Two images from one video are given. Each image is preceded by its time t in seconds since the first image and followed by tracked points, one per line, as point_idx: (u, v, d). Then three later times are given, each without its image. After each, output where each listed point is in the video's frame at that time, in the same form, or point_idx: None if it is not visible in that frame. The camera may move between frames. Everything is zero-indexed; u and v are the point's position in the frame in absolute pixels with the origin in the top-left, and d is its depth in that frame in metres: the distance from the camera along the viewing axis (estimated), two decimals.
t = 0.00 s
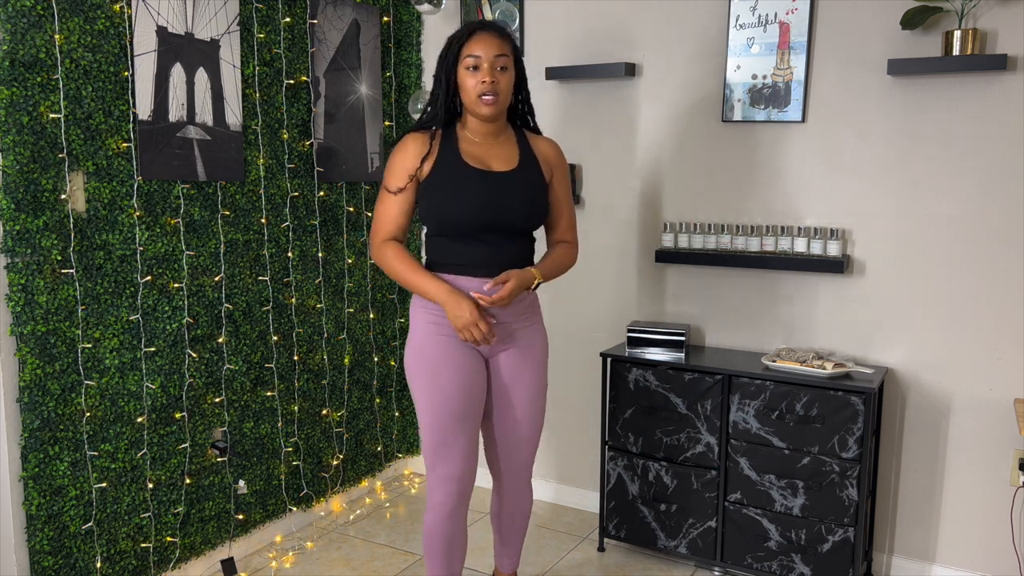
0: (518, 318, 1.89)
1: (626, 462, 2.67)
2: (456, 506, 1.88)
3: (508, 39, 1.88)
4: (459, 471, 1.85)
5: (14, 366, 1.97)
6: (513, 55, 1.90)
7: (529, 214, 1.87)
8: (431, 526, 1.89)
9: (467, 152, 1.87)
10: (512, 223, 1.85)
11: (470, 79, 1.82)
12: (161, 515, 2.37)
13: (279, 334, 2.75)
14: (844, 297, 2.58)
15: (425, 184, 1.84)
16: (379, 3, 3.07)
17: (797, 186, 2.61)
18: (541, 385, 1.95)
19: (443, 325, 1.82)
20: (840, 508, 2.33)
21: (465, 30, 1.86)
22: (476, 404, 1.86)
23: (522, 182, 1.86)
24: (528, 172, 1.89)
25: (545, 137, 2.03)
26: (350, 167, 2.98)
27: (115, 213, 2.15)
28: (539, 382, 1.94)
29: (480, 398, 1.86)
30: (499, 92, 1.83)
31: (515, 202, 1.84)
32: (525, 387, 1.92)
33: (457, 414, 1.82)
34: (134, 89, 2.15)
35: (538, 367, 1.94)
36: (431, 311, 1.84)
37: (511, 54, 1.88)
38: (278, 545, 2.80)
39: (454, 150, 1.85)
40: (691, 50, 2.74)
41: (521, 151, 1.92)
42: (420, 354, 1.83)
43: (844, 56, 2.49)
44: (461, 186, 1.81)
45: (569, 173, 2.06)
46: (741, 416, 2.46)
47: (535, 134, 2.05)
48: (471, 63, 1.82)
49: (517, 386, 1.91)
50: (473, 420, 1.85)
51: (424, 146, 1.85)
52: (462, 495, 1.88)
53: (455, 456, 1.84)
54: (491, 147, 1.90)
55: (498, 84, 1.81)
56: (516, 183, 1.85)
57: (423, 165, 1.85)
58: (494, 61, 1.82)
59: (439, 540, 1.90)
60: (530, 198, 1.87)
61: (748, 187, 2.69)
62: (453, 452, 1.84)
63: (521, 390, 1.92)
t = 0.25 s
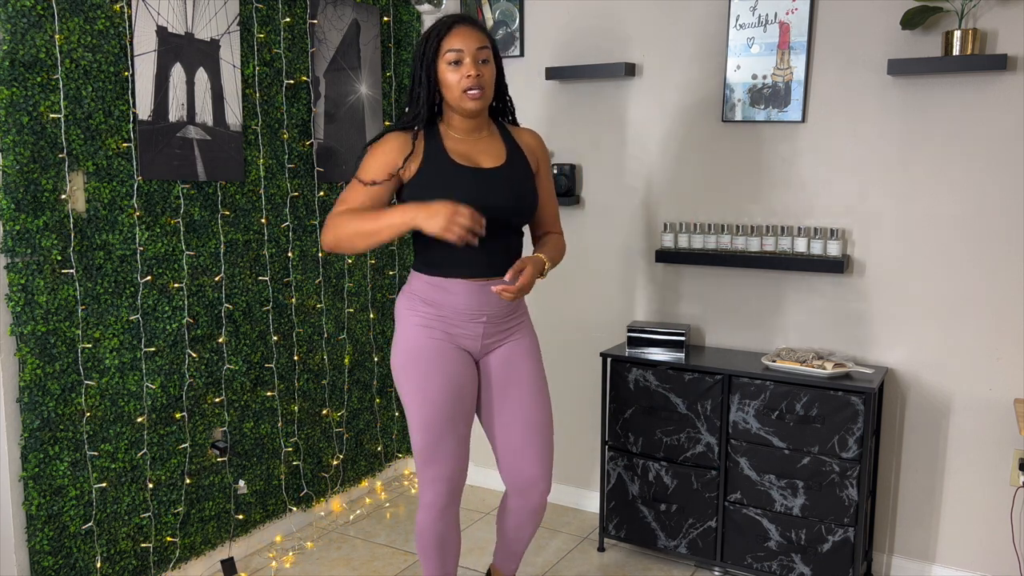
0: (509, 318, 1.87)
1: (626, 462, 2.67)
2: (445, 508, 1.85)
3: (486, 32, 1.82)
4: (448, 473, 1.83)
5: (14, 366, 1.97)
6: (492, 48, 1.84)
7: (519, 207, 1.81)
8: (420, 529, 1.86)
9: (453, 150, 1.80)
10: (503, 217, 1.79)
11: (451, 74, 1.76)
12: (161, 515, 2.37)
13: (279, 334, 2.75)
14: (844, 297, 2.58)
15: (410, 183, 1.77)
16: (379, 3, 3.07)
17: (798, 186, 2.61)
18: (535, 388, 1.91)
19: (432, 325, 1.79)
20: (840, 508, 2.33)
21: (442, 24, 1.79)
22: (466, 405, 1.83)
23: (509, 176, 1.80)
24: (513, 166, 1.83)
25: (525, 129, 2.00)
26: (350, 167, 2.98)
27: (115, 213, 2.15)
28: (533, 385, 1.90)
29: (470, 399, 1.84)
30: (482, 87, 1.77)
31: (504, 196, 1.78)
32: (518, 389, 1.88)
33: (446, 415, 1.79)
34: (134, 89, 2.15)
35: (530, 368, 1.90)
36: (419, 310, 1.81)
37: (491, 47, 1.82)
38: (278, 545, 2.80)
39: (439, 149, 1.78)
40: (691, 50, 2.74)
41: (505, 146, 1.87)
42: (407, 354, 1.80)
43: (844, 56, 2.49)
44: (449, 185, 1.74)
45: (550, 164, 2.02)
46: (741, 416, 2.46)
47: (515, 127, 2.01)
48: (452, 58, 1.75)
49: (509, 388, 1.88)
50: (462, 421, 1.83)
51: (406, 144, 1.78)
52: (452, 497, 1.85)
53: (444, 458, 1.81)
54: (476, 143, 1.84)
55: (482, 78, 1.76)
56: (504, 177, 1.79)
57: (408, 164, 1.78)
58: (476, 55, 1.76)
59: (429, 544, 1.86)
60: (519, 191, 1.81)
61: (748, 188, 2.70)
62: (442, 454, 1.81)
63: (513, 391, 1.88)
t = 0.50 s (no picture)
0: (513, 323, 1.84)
1: (626, 462, 2.67)
2: (447, 511, 1.86)
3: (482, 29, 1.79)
4: (450, 476, 1.83)
5: (13, 366, 1.97)
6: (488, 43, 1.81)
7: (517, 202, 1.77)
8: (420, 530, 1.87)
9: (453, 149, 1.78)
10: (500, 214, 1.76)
11: (448, 71, 1.73)
12: (161, 515, 2.37)
13: (279, 334, 2.75)
14: (844, 297, 2.58)
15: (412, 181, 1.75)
16: (379, 3, 3.07)
17: (798, 186, 2.61)
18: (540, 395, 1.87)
19: (434, 328, 1.78)
20: (840, 508, 2.33)
21: (437, 21, 1.77)
22: (467, 410, 1.82)
23: (506, 173, 1.76)
24: (511, 162, 1.79)
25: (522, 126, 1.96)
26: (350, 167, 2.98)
27: (115, 213, 2.15)
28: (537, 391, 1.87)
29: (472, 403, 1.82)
30: (479, 84, 1.75)
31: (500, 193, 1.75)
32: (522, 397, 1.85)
33: (447, 419, 1.79)
34: (134, 89, 2.15)
35: (535, 375, 1.87)
36: (423, 313, 1.80)
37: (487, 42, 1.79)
38: (278, 545, 2.80)
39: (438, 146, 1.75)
40: (691, 50, 2.74)
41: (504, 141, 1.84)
42: (410, 356, 1.80)
43: (844, 56, 2.49)
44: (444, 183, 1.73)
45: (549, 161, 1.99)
46: (741, 416, 2.46)
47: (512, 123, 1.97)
48: (448, 55, 1.72)
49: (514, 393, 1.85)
50: (464, 425, 1.82)
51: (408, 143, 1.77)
52: (453, 499, 1.86)
53: (444, 462, 1.82)
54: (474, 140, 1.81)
55: (478, 75, 1.73)
56: (500, 175, 1.76)
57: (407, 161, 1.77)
58: (473, 52, 1.73)
59: (430, 544, 1.88)
60: (517, 187, 1.77)
61: (749, 188, 2.69)
62: (442, 458, 1.81)
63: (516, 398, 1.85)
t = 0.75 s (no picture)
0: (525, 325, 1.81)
1: (626, 462, 2.67)
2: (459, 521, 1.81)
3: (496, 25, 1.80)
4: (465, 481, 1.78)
5: (14, 366, 1.97)
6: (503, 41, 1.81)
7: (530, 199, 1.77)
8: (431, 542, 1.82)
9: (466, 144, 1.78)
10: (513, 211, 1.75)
11: (455, 64, 1.74)
12: (161, 515, 2.37)
13: (279, 334, 2.75)
14: (844, 297, 2.58)
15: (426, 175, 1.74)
16: (379, 3, 3.07)
17: (798, 186, 2.61)
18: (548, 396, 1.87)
19: (446, 332, 1.74)
20: (840, 508, 2.33)
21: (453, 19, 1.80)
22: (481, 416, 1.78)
23: (520, 169, 1.76)
24: (525, 160, 1.79)
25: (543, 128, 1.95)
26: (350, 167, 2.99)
27: (115, 213, 2.15)
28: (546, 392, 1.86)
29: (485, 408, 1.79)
30: (484, 76, 1.74)
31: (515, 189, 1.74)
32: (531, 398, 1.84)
33: (461, 425, 1.75)
34: (134, 89, 2.15)
35: (545, 378, 1.86)
36: (436, 317, 1.76)
37: (500, 39, 1.79)
38: (278, 545, 2.80)
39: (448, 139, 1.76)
40: (691, 50, 2.74)
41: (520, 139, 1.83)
42: (422, 362, 1.76)
43: (844, 56, 2.49)
44: (457, 177, 1.72)
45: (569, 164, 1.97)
46: (741, 416, 2.46)
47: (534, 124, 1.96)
48: (455, 48, 1.74)
49: (524, 395, 1.84)
50: (477, 431, 1.78)
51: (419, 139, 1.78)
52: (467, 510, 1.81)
53: (457, 470, 1.77)
54: (488, 137, 1.81)
55: (482, 66, 1.72)
56: (515, 171, 1.75)
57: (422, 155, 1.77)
58: (479, 45, 1.73)
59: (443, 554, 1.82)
60: (531, 184, 1.77)
61: (749, 188, 2.69)
62: (456, 466, 1.76)
63: (527, 399, 1.84)
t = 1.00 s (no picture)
0: (538, 328, 1.80)
1: (626, 462, 2.67)
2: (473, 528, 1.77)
3: (502, 28, 1.80)
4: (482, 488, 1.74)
5: (14, 366, 1.96)
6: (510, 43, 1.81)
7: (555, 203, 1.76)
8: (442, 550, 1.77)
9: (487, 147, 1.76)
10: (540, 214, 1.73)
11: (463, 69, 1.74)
12: (161, 515, 2.37)
13: (279, 334, 2.75)
14: (844, 297, 2.58)
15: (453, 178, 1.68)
16: (379, 3, 3.07)
17: (798, 186, 2.61)
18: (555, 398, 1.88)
19: (464, 335, 1.71)
20: (840, 508, 2.33)
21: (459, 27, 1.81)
22: (496, 419, 1.76)
23: (545, 174, 1.76)
24: (547, 164, 1.79)
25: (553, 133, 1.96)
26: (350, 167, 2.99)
27: (115, 213, 2.15)
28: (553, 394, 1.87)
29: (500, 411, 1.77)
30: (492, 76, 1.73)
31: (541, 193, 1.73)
32: (540, 399, 1.84)
33: (479, 429, 1.72)
34: (134, 89, 2.15)
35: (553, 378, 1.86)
36: (454, 321, 1.72)
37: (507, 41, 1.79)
38: (278, 546, 2.80)
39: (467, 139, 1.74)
40: (691, 50, 2.74)
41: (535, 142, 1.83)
42: (439, 366, 1.72)
43: (845, 56, 2.49)
44: (488, 180, 1.68)
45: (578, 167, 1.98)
46: (741, 416, 2.46)
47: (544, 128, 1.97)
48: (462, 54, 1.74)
49: (534, 397, 1.83)
50: (493, 435, 1.75)
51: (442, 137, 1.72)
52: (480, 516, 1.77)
53: (474, 475, 1.73)
54: (505, 139, 1.80)
55: (488, 66, 1.72)
56: (541, 175, 1.75)
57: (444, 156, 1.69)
58: (484, 46, 1.73)
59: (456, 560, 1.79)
60: (552, 182, 1.76)
61: (750, 188, 2.69)
62: (473, 472, 1.72)
63: (537, 401, 1.84)
